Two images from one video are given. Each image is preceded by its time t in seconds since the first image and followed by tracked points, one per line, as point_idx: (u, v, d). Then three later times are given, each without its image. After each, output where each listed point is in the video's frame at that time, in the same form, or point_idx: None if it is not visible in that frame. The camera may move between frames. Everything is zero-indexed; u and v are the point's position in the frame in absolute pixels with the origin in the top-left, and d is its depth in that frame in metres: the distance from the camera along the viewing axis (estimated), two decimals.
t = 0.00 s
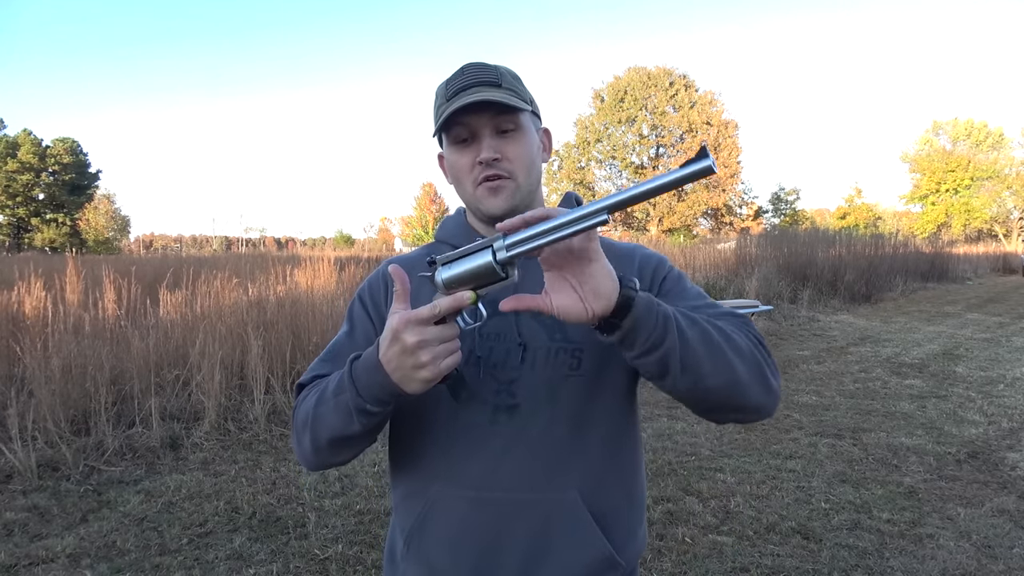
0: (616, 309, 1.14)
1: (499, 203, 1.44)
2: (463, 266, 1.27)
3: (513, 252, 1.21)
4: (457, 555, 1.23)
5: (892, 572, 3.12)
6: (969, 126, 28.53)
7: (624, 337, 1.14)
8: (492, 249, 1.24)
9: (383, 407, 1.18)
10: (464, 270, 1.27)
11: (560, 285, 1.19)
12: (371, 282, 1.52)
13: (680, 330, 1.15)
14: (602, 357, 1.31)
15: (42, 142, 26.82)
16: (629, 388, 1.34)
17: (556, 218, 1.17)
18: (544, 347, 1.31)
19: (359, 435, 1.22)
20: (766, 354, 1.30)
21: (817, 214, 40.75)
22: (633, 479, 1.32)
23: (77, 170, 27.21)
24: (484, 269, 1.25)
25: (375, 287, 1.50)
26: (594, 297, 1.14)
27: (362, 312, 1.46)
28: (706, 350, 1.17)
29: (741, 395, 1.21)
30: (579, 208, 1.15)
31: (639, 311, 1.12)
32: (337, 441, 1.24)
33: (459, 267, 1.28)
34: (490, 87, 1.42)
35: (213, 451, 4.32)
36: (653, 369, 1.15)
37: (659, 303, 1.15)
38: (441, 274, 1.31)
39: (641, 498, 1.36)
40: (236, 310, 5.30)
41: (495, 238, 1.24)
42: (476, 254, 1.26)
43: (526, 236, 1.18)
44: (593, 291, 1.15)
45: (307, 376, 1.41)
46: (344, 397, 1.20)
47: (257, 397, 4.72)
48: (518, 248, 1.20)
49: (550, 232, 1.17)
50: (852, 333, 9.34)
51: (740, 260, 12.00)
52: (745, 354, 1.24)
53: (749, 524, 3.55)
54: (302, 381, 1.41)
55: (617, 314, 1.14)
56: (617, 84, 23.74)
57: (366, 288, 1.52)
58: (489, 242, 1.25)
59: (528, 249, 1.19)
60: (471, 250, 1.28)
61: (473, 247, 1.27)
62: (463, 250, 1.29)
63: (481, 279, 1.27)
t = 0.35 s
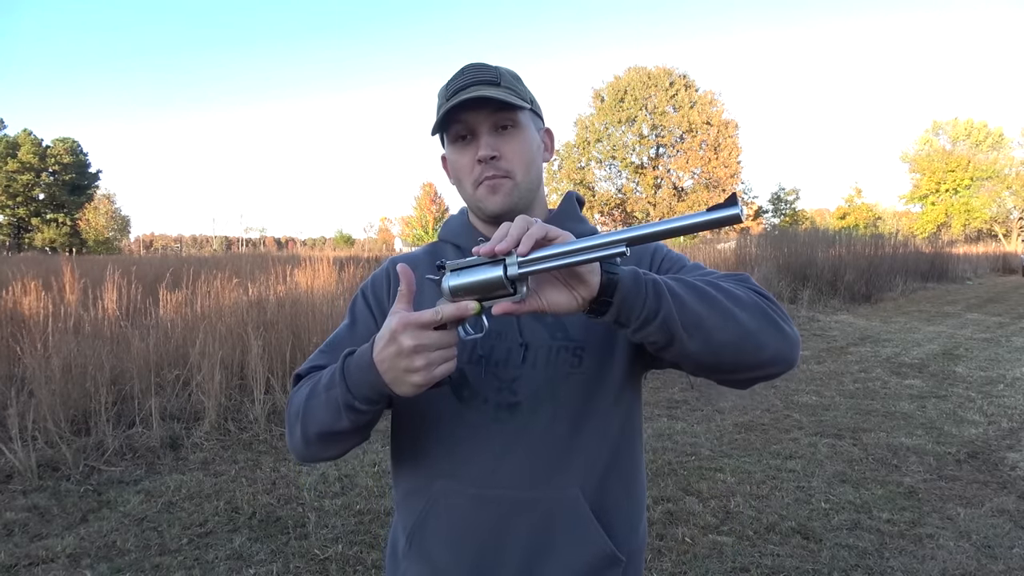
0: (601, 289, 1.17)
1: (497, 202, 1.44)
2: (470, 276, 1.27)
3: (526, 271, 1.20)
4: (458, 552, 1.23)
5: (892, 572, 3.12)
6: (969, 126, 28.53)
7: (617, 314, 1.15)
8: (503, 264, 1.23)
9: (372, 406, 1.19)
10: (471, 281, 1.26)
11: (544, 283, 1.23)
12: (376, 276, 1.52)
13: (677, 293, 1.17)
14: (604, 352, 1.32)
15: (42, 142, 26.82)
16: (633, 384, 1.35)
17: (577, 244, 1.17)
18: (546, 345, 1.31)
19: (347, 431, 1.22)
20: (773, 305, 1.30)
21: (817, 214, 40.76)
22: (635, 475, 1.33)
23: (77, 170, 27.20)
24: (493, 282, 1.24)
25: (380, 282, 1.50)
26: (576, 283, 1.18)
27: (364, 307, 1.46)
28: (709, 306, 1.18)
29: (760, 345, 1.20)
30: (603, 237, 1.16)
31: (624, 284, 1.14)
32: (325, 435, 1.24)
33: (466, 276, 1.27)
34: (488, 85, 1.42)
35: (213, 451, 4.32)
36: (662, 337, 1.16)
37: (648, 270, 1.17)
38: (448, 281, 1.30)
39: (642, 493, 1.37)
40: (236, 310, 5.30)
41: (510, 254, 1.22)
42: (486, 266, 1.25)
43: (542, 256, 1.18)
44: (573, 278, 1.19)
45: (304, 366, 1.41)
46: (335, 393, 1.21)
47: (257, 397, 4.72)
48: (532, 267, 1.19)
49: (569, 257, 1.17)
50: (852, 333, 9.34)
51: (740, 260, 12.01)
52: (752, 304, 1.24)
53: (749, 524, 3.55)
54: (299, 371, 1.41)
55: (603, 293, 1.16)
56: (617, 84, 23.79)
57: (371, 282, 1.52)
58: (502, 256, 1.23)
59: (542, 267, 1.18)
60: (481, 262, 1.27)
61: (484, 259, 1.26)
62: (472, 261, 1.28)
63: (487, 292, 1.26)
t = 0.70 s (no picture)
0: (589, 280, 1.15)
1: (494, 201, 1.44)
2: (451, 255, 1.22)
3: (514, 258, 1.14)
4: (452, 550, 1.24)
5: (892, 572, 3.12)
6: (968, 126, 28.54)
7: (607, 308, 1.14)
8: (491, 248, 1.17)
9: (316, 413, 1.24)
10: (455, 260, 1.21)
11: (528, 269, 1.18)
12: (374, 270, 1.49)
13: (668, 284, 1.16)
14: (596, 349, 1.31)
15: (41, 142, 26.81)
16: (630, 380, 1.32)
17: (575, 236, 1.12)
18: (538, 343, 1.31)
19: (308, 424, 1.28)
20: (762, 291, 1.30)
21: (817, 214, 40.77)
22: (632, 472, 1.30)
23: (77, 170, 27.18)
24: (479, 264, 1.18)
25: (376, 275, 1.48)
26: (564, 272, 1.15)
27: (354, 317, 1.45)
28: (700, 296, 1.18)
29: (753, 333, 1.19)
30: (604, 233, 1.11)
31: (612, 276, 1.13)
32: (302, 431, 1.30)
33: (449, 254, 1.22)
34: (488, 83, 1.42)
35: (213, 451, 4.32)
36: (655, 330, 1.15)
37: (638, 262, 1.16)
38: (428, 257, 1.24)
39: (640, 490, 1.35)
40: (237, 309, 5.30)
41: (499, 235, 1.15)
42: (472, 248, 1.19)
43: (535, 245, 1.13)
44: (561, 266, 1.15)
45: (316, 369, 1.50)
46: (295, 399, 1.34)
47: (257, 397, 4.72)
48: (521, 256, 1.14)
49: (564, 250, 1.12)
50: (852, 333, 9.35)
51: (740, 260, 12.01)
52: (742, 292, 1.24)
53: (749, 523, 3.56)
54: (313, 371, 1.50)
55: (591, 283, 1.15)
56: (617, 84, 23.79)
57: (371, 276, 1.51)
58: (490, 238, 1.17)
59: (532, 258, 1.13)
60: (467, 241, 1.21)
61: (471, 239, 1.20)
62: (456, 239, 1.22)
63: (469, 273, 1.21)
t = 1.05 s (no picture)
0: (574, 278, 1.00)
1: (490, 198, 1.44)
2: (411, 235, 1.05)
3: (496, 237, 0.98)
4: (442, 548, 1.29)
5: (893, 573, 3.12)
6: (969, 126, 28.55)
7: (597, 309, 1.02)
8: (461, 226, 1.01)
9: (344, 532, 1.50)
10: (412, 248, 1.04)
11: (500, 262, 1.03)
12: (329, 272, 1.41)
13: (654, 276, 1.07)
14: (577, 346, 1.27)
15: (41, 142, 26.82)
16: (618, 375, 1.27)
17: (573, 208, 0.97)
18: (517, 342, 1.30)
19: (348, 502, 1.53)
20: (732, 270, 1.25)
21: (817, 214, 40.78)
22: (620, 470, 1.26)
23: (77, 170, 27.17)
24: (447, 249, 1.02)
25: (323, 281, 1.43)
26: (546, 267, 1.01)
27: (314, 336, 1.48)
28: (682, 285, 1.11)
29: (732, 320, 1.14)
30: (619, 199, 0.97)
31: (599, 269, 1.01)
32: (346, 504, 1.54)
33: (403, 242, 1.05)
34: (492, 80, 1.41)
35: (213, 451, 4.32)
36: (646, 330, 1.05)
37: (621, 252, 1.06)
38: (380, 245, 1.07)
39: (632, 486, 1.31)
40: (236, 310, 5.30)
41: (471, 207, 1.00)
42: (435, 229, 1.03)
43: (523, 221, 0.98)
44: (546, 258, 1.01)
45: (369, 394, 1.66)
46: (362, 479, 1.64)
47: (257, 397, 4.71)
48: (501, 234, 0.98)
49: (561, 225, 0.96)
50: (852, 333, 9.34)
51: (740, 260, 12.00)
52: (718, 279, 1.18)
53: (749, 524, 3.55)
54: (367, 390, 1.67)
55: (578, 282, 1.00)
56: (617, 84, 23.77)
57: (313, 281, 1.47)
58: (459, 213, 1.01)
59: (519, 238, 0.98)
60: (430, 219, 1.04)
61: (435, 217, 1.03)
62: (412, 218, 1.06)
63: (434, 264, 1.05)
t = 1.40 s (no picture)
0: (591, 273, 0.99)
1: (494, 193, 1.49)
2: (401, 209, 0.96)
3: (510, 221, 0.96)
4: (436, 545, 1.34)
5: (893, 573, 3.12)
6: (969, 126, 28.55)
7: (610, 311, 1.00)
8: (470, 205, 0.96)
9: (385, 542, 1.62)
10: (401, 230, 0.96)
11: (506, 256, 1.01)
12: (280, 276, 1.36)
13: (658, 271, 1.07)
14: (561, 343, 1.26)
15: (41, 142, 26.82)
16: (609, 373, 1.23)
17: (601, 194, 0.96)
18: (504, 340, 1.33)
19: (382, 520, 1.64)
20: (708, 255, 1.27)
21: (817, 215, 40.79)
22: (607, 472, 1.23)
23: (77, 170, 27.16)
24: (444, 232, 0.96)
25: (264, 292, 1.38)
26: (559, 265, 0.99)
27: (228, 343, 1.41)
28: (678, 277, 1.12)
29: (711, 313, 1.18)
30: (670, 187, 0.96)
31: (613, 266, 1.00)
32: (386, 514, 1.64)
33: (387, 221, 0.97)
34: (505, 76, 1.41)
35: (213, 451, 4.32)
36: (648, 330, 1.05)
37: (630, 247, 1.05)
38: (361, 222, 0.99)
39: (627, 487, 1.27)
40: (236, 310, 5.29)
41: (484, 179, 0.96)
42: (431, 207, 0.96)
43: (543, 204, 0.96)
44: (563, 256, 0.99)
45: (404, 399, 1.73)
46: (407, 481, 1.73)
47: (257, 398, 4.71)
48: (516, 218, 0.96)
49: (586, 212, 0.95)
50: (852, 333, 9.34)
51: (740, 260, 12.00)
52: (701, 267, 1.19)
53: (749, 524, 3.55)
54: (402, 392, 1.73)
55: (592, 282, 0.99)
56: (617, 84, 23.77)
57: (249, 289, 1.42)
58: (465, 188, 0.97)
59: (538, 221, 0.96)
60: (425, 194, 0.97)
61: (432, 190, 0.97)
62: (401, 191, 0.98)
63: (423, 251, 0.98)
